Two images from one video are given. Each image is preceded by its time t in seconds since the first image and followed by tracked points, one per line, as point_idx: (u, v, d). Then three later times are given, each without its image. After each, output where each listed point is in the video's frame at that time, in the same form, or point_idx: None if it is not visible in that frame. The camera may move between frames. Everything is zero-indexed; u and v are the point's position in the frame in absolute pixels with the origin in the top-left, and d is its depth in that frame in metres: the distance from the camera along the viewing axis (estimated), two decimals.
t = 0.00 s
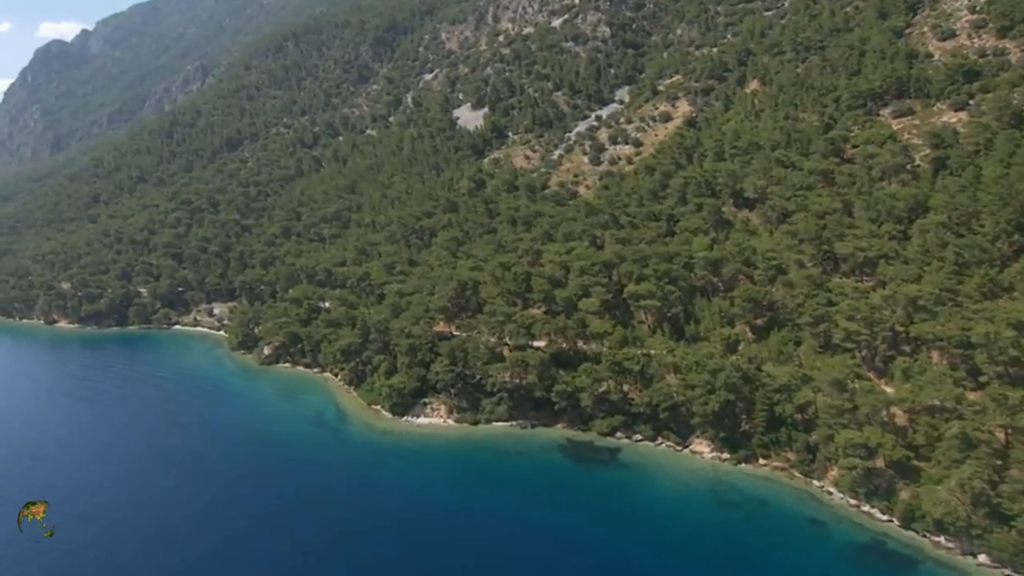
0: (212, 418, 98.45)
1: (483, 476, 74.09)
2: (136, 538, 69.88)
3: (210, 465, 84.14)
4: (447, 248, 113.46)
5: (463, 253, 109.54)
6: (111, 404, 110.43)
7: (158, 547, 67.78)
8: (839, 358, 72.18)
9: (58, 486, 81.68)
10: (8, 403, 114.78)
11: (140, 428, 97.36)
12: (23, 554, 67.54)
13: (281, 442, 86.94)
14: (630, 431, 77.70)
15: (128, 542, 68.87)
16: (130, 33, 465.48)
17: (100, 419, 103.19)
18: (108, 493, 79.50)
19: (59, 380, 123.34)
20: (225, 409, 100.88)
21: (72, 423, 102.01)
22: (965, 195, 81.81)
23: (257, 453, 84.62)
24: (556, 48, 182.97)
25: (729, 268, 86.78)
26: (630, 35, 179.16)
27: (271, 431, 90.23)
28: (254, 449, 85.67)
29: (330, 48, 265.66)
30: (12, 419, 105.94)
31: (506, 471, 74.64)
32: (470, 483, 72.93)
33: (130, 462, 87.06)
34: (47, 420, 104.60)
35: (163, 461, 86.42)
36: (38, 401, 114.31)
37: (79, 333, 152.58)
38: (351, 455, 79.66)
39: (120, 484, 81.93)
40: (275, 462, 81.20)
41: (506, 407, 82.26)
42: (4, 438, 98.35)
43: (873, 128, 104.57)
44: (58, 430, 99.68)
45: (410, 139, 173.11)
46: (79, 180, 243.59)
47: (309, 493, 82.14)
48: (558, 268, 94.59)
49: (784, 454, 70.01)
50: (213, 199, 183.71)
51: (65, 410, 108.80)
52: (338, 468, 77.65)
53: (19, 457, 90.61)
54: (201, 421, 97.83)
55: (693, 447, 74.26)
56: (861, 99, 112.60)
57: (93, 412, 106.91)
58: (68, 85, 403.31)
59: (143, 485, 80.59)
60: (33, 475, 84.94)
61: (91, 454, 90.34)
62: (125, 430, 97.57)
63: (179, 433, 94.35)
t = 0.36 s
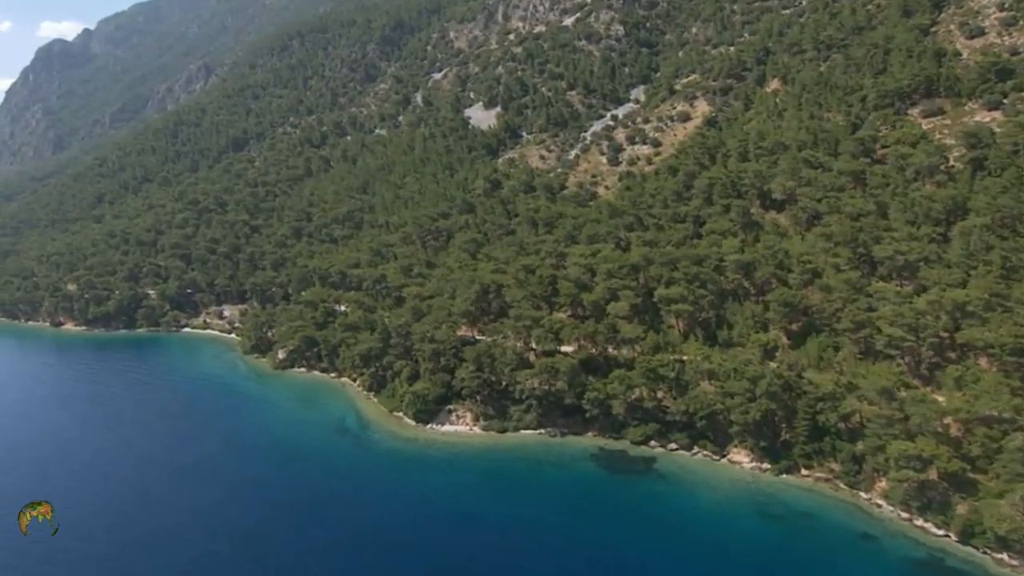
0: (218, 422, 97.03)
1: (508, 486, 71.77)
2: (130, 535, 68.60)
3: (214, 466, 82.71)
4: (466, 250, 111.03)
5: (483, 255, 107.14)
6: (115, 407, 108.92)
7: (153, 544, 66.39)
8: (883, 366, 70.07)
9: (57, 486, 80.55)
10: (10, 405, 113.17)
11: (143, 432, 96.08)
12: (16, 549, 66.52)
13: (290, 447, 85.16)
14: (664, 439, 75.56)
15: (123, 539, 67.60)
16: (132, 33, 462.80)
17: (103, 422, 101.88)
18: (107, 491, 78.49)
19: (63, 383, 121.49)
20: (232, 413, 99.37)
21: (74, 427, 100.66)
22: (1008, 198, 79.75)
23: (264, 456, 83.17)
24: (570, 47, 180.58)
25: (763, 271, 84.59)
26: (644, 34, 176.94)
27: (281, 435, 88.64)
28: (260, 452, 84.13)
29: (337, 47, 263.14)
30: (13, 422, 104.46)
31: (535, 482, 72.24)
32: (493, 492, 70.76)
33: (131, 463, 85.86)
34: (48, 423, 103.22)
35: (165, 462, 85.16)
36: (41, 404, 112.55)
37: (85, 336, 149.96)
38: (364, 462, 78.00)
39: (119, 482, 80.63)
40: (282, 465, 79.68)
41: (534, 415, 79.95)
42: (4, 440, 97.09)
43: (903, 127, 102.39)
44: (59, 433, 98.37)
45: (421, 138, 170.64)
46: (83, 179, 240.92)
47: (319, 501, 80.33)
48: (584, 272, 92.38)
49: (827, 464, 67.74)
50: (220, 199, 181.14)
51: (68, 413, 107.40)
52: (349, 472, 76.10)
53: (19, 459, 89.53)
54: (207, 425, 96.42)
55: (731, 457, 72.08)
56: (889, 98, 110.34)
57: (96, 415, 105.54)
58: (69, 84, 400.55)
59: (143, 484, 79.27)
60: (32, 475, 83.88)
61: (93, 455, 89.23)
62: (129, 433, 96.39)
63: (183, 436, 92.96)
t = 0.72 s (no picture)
0: (221, 423, 96.72)
1: (535, 495, 69.68)
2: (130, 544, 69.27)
3: (216, 470, 82.82)
4: (486, 252, 108.68)
5: (504, 257, 104.82)
6: (119, 408, 108.57)
7: (152, 554, 66.92)
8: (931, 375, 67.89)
9: (59, 490, 81.21)
10: (13, 407, 112.30)
11: (146, 435, 96.23)
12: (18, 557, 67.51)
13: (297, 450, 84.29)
14: (701, 448, 73.36)
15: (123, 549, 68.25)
16: (134, 32, 459.66)
17: (107, 424, 101.89)
18: (109, 497, 79.05)
19: (67, 385, 120.23)
20: (236, 414, 98.94)
21: (78, 428, 100.61)
22: None
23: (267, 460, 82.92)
24: (583, 45, 178.07)
25: (799, 274, 82.47)
26: (658, 32, 174.54)
27: (286, 438, 87.99)
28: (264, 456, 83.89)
29: (343, 45, 260.48)
30: (16, 424, 104.02)
31: (569, 492, 69.82)
32: (519, 500, 68.93)
33: (134, 467, 86.22)
34: (52, 424, 102.96)
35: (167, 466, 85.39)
36: (45, 404, 112.52)
37: (93, 338, 147.37)
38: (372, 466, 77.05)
39: (121, 488, 81.04)
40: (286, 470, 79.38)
41: (565, 422, 77.70)
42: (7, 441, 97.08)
43: (935, 126, 99.97)
44: (62, 435, 98.38)
45: (433, 137, 168.02)
46: (87, 179, 238.41)
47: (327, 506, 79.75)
48: (612, 275, 90.15)
49: (873, 475, 65.47)
50: (228, 199, 178.57)
51: (72, 414, 107.10)
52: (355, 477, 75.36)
53: (22, 459, 90.44)
54: (210, 426, 96.26)
55: (772, 466, 69.83)
56: (919, 97, 107.77)
57: (100, 416, 105.47)
58: (71, 84, 397.91)
59: (145, 489, 79.81)
60: (35, 479, 84.62)
61: (96, 459, 89.70)
62: (132, 435, 96.60)
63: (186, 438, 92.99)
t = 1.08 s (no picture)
0: (224, 424, 96.41)
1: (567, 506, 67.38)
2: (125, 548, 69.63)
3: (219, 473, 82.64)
4: (507, 254, 106.19)
5: (526, 259, 102.35)
6: (122, 408, 108.34)
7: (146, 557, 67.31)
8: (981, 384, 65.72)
9: (58, 490, 81.70)
10: (15, 408, 111.84)
11: (148, 434, 96.26)
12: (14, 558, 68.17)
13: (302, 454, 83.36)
14: (740, 457, 70.97)
15: (117, 552, 68.65)
16: (136, 30, 456.64)
17: (110, 424, 101.83)
18: (106, 497, 79.47)
19: (69, 386, 119.29)
20: (240, 416, 98.48)
21: (79, 428, 100.62)
22: None
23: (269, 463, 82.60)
24: (596, 44, 175.64)
25: (836, 278, 80.19)
26: (673, 31, 172.08)
27: (289, 440, 87.28)
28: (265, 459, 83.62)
29: (349, 44, 257.78)
30: (18, 424, 103.86)
31: (608, 504, 67.24)
32: (553, 515, 66.09)
33: (133, 467, 86.34)
34: (54, 425, 102.85)
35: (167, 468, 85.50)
36: (53, 403, 112.55)
37: (100, 341, 144.71)
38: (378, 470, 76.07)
39: (120, 489, 81.33)
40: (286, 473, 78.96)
41: (597, 430, 75.43)
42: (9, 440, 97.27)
43: (969, 126, 97.65)
44: (64, 435, 98.50)
45: (445, 136, 165.51)
46: (91, 178, 235.74)
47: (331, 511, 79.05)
48: (641, 278, 87.88)
49: (924, 487, 63.08)
50: (237, 199, 175.96)
51: (75, 414, 106.93)
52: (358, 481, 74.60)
53: (28, 459, 90.99)
54: (212, 428, 96.07)
55: (816, 477, 67.44)
56: (950, 95, 105.44)
57: (102, 416, 105.35)
58: (73, 83, 394.98)
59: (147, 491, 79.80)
60: (34, 479, 85.29)
61: (97, 458, 90.02)
62: (134, 434, 96.67)
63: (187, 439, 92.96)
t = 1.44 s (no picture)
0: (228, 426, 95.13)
1: (601, 518, 64.87)
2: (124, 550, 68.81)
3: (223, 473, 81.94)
4: (529, 255, 103.77)
5: (550, 260, 99.82)
6: (124, 408, 107.12)
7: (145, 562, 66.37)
8: None
9: (58, 492, 80.94)
10: (15, 409, 110.46)
11: (149, 435, 95.12)
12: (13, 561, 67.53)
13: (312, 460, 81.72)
14: (782, 467, 68.49)
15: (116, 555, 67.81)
16: (137, 29, 453.44)
17: (111, 425, 100.67)
18: (108, 499, 78.64)
19: (71, 387, 117.57)
20: (245, 417, 97.08)
21: (80, 429, 99.46)
22: None
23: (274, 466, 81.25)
24: (610, 41, 173.11)
25: (877, 281, 77.72)
26: (689, 28, 169.53)
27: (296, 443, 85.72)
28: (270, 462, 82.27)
29: (356, 42, 255.01)
30: (19, 425, 102.69)
31: (647, 516, 64.61)
32: (585, 528, 63.44)
33: (134, 469, 85.37)
34: (55, 426, 101.71)
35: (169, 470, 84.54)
36: (60, 401, 112.28)
37: (107, 343, 142.09)
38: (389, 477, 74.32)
39: (121, 491, 80.40)
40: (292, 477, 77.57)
41: (632, 439, 73.01)
42: (9, 442, 96.35)
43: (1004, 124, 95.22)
44: (64, 436, 97.49)
45: (458, 135, 162.91)
46: (95, 178, 232.98)
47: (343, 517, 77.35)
48: (672, 281, 85.47)
49: (979, 499, 60.67)
50: (245, 199, 173.29)
51: (78, 414, 106.09)
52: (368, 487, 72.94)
53: (33, 457, 91.16)
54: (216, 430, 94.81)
55: (863, 488, 64.93)
56: (983, 93, 102.97)
57: (104, 417, 104.26)
58: (75, 82, 392.05)
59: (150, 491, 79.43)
60: (35, 480, 84.55)
61: (98, 459, 89.14)
62: (136, 436, 95.66)
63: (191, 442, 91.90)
